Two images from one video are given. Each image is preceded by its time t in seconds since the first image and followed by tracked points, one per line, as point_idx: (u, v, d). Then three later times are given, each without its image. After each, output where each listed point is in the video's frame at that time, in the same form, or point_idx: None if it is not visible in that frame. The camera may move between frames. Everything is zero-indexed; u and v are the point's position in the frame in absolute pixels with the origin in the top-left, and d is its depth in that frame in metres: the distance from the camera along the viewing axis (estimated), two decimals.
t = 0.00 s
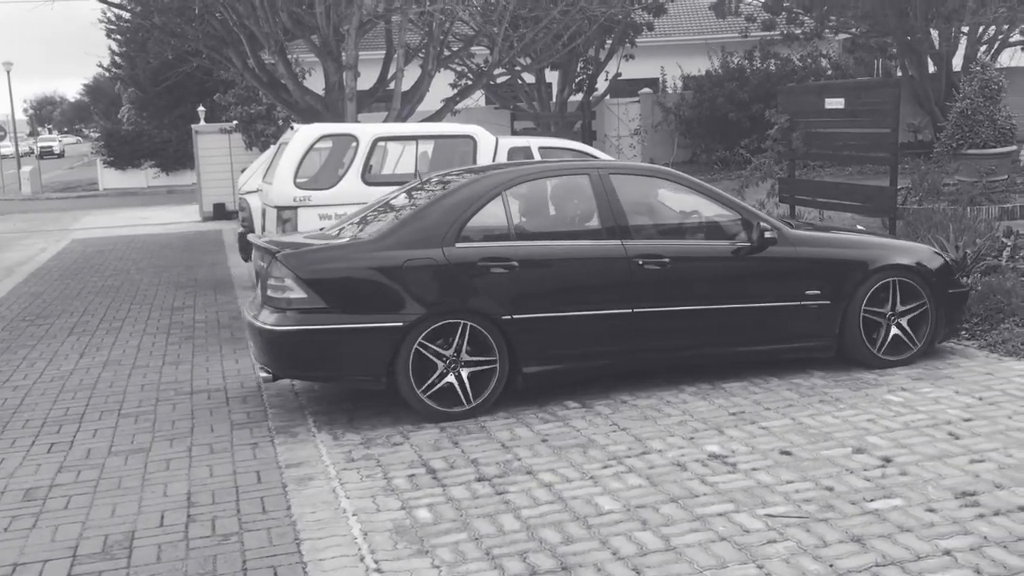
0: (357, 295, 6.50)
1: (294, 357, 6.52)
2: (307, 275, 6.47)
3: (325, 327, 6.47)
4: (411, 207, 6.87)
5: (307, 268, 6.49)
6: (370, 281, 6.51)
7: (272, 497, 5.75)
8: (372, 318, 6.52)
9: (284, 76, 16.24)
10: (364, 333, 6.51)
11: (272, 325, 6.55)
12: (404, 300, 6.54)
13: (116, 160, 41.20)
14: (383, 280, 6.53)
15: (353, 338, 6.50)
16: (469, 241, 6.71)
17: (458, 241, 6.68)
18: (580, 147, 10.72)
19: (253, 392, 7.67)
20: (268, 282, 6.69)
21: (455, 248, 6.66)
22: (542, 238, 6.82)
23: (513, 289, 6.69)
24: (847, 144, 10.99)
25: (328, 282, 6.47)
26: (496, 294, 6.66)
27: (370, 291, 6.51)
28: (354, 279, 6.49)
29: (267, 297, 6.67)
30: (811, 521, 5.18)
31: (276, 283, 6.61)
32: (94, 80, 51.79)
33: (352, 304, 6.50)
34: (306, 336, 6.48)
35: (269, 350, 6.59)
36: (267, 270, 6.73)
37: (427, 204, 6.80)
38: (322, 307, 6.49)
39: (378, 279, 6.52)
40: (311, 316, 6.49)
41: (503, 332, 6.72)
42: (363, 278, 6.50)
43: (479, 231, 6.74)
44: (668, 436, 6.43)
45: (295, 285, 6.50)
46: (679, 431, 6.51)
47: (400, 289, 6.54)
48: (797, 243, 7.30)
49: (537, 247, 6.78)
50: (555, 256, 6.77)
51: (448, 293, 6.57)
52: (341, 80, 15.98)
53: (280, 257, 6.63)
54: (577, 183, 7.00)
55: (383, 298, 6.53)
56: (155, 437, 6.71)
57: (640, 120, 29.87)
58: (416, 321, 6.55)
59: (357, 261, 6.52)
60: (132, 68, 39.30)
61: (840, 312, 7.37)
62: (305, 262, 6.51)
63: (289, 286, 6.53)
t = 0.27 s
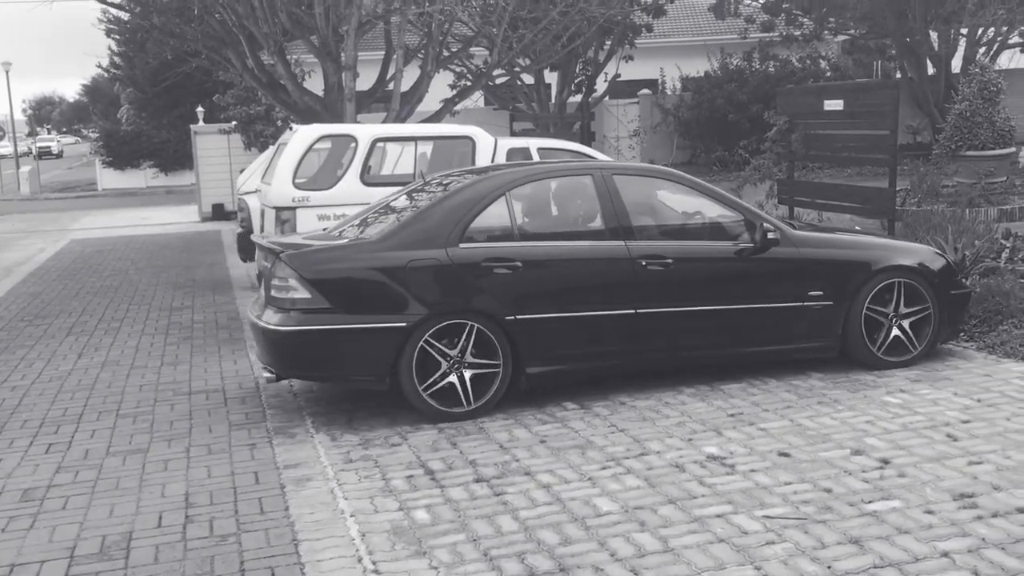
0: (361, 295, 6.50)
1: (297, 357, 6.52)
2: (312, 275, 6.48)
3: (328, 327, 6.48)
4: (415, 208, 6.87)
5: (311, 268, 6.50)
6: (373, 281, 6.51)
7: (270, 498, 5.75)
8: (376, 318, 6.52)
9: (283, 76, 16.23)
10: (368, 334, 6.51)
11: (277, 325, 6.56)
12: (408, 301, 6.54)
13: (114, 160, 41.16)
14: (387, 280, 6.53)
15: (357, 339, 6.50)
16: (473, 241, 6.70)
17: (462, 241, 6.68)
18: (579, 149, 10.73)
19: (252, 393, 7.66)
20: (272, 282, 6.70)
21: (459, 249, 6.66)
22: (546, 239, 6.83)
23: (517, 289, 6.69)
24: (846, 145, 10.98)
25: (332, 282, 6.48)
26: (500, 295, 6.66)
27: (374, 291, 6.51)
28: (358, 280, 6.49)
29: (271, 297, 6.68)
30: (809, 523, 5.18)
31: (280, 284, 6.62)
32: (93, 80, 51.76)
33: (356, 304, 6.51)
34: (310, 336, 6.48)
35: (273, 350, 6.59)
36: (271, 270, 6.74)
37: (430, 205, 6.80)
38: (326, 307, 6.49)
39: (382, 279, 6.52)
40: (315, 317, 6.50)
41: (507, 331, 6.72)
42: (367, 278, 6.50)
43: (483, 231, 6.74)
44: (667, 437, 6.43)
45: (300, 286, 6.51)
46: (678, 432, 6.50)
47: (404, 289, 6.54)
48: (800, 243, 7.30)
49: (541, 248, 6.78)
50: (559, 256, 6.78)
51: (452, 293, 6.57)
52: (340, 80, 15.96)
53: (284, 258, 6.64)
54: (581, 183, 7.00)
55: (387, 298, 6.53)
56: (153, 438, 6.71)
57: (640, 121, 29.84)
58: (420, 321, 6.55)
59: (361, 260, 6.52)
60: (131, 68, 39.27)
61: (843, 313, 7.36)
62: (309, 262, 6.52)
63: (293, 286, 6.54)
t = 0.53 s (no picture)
0: (364, 296, 6.50)
1: (301, 357, 6.52)
2: (315, 275, 6.48)
3: (332, 327, 6.48)
4: (418, 209, 6.87)
5: (314, 268, 6.50)
6: (377, 281, 6.51)
7: (269, 498, 5.75)
8: (380, 318, 6.52)
9: (283, 77, 16.23)
10: (372, 334, 6.51)
11: (280, 325, 6.56)
12: (411, 301, 6.54)
13: (114, 160, 41.14)
14: (390, 281, 6.53)
15: (361, 339, 6.50)
16: (477, 242, 6.71)
17: (466, 242, 6.68)
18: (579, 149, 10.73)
19: (250, 394, 7.66)
20: (275, 282, 6.70)
21: (462, 250, 6.66)
22: (550, 240, 6.83)
23: (520, 290, 6.69)
24: (846, 146, 10.97)
25: (335, 282, 6.48)
26: (503, 295, 6.66)
27: (377, 292, 6.51)
28: (361, 280, 6.49)
29: (275, 298, 6.68)
30: (807, 524, 5.18)
31: (284, 284, 6.62)
32: (93, 80, 51.76)
33: (359, 305, 6.50)
34: (314, 336, 6.48)
35: (275, 350, 6.59)
36: (275, 270, 6.74)
37: (434, 206, 6.80)
38: (329, 307, 6.49)
39: (386, 279, 6.52)
40: (319, 317, 6.50)
41: (511, 332, 6.72)
42: (371, 279, 6.50)
43: (487, 232, 6.74)
44: (666, 438, 6.43)
45: (303, 286, 6.51)
46: (677, 434, 6.50)
47: (408, 289, 6.54)
48: (803, 244, 7.30)
49: (545, 249, 6.78)
50: (562, 257, 6.77)
51: (456, 294, 6.57)
52: (340, 81, 15.94)
53: (288, 258, 6.64)
54: (584, 183, 7.00)
55: (390, 299, 6.53)
56: (152, 438, 6.72)
57: (640, 122, 29.83)
58: (423, 321, 6.55)
59: (365, 261, 6.53)
60: (131, 68, 39.28)
61: (846, 314, 7.36)
62: (312, 263, 6.52)
63: (297, 286, 6.54)
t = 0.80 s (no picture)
0: (368, 295, 6.50)
1: (304, 357, 6.52)
2: (318, 275, 6.48)
3: (336, 327, 6.47)
4: (421, 209, 6.86)
5: (318, 268, 6.50)
6: (380, 281, 6.51)
7: (268, 498, 5.74)
8: (383, 318, 6.51)
9: (283, 77, 16.23)
10: (375, 334, 6.51)
11: (284, 325, 6.56)
12: (414, 301, 6.53)
13: (114, 160, 41.14)
14: (394, 281, 6.53)
15: (364, 338, 6.50)
16: (480, 242, 6.70)
17: (469, 242, 6.68)
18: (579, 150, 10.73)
19: (250, 394, 7.66)
20: (279, 282, 6.70)
21: (465, 250, 6.66)
22: (553, 240, 6.83)
23: (524, 290, 6.69)
24: (846, 147, 10.96)
25: (339, 282, 6.48)
26: (506, 295, 6.66)
27: (381, 292, 6.51)
28: (365, 280, 6.49)
29: (278, 298, 6.68)
30: (806, 525, 5.17)
31: (287, 284, 6.62)
32: (94, 80, 51.79)
33: (363, 305, 6.50)
34: (317, 336, 6.48)
35: (279, 351, 6.59)
36: (278, 270, 6.74)
37: (437, 206, 6.80)
38: (332, 307, 6.49)
39: (389, 279, 6.52)
40: (322, 317, 6.49)
41: (514, 333, 6.71)
42: (374, 279, 6.50)
43: (490, 232, 6.74)
44: (665, 439, 6.42)
45: (307, 286, 6.51)
46: (676, 435, 6.49)
47: (411, 289, 6.54)
48: (806, 245, 7.29)
49: (548, 250, 6.77)
50: (566, 257, 6.77)
51: (459, 293, 6.56)
52: (340, 81, 15.92)
53: (291, 258, 6.64)
54: (588, 184, 6.99)
55: (394, 298, 6.52)
56: (151, 438, 6.71)
57: (640, 123, 29.83)
58: (426, 321, 6.54)
59: (368, 261, 6.53)
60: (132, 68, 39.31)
61: (849, 315, 7.35)
62: (316, 262, 6.52)
63: (300, 286, 6.54)
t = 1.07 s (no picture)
0: (370, 296, 6.49)
1: (306, 356, 6.51)
2: (320, 275, 6.48)
3: (337, 327, 6.47)
4: (423, 209, 6.86)
5: (319, 268, 6.50)
6: (382, 281, 6.51)
7: (267, 498, 5.74)
8: (385, 318, 6.51)
9: (283, 76, 16.22)
10: (377, 334, 6.50)
11: (286, 325, 6.55)
12: (416, 301, 6.53)
13: (115, 160, 41.13)
14: (395, 281, 6.52)
15: (365, 338, 6.50)
16: (482, 242, 6.70)
17: (471, 241, 6.67)
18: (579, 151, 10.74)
19: (249, 393, 7.66)
20: (280, 283, 6.70)
21: (467, 249, 6.65)
22: (555, 240, 6.82)
23: (525, 290, 6.68)
24: (846, 147, 10.96)
25: (341, 282, 6.47)
26: (508, 295, 6.65)
27: (383, 292, 6.51)
28: (367, 280, 6.49)
29: (280, 298, 6.68)
30: (806, 526, 5.16)
31: (289, 284, 6.61)
32: (95, 80, 51.78)
33: (365, 305, 6.50)
34: (319, 336, 6.48)
35: (281, 351, 6.58)
36: (280, 271, 6.74)
37: (439, 206, 6.80)
38: (335, 307, 6.49)
39: (391, 279, 6.52)
40: (324, 317, 6.49)
41: (515, 333, 6.71)
42: (376, 279, 6.50)
43: (492, 232, 6.74)
44: (665, 439, 6.42)
45: (309, 286, 6.51)
46: (676, 435, 6.49)
47: (413, 289, 6.53)
48: (807, 245, 7.29)
49: (550, 250, 6.77)
50: (567, 257, 6.77)
51: (461, 294, 6.56)
52: (340, 81, 15.86)
53: (293, 258, 6.63)
54: (589, 184, 6.99)
55: (396, 298, 6.52)
56: (150, 438, 6.71)
57: (641, 123, 29.81)
58: (428, 321, 6.54)
59: (370, 261, 6.53)
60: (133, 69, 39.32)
61: (850, 315, 7.35)
62: (317, 262, 6.52)
63: (302, 287, 6.53)
